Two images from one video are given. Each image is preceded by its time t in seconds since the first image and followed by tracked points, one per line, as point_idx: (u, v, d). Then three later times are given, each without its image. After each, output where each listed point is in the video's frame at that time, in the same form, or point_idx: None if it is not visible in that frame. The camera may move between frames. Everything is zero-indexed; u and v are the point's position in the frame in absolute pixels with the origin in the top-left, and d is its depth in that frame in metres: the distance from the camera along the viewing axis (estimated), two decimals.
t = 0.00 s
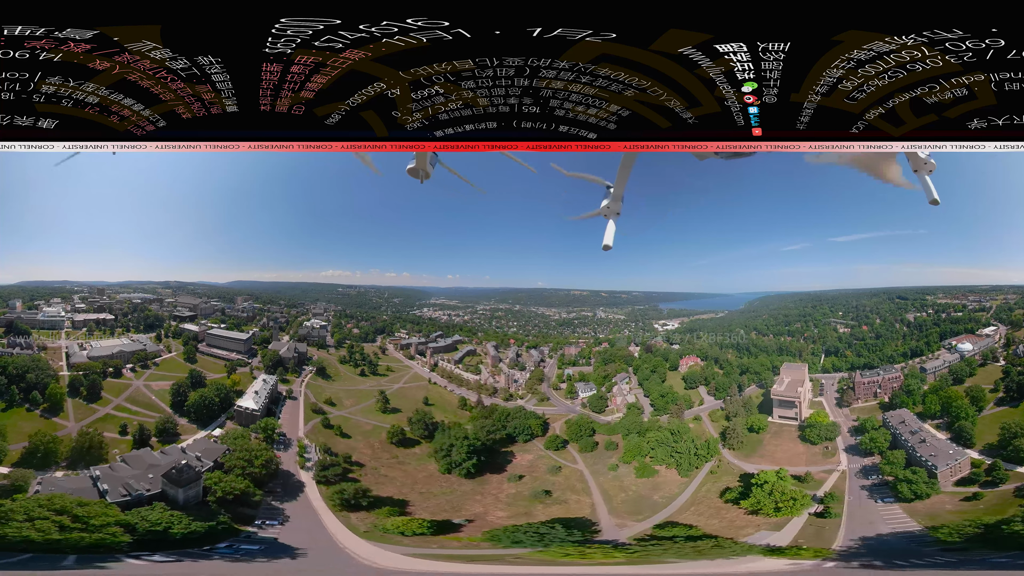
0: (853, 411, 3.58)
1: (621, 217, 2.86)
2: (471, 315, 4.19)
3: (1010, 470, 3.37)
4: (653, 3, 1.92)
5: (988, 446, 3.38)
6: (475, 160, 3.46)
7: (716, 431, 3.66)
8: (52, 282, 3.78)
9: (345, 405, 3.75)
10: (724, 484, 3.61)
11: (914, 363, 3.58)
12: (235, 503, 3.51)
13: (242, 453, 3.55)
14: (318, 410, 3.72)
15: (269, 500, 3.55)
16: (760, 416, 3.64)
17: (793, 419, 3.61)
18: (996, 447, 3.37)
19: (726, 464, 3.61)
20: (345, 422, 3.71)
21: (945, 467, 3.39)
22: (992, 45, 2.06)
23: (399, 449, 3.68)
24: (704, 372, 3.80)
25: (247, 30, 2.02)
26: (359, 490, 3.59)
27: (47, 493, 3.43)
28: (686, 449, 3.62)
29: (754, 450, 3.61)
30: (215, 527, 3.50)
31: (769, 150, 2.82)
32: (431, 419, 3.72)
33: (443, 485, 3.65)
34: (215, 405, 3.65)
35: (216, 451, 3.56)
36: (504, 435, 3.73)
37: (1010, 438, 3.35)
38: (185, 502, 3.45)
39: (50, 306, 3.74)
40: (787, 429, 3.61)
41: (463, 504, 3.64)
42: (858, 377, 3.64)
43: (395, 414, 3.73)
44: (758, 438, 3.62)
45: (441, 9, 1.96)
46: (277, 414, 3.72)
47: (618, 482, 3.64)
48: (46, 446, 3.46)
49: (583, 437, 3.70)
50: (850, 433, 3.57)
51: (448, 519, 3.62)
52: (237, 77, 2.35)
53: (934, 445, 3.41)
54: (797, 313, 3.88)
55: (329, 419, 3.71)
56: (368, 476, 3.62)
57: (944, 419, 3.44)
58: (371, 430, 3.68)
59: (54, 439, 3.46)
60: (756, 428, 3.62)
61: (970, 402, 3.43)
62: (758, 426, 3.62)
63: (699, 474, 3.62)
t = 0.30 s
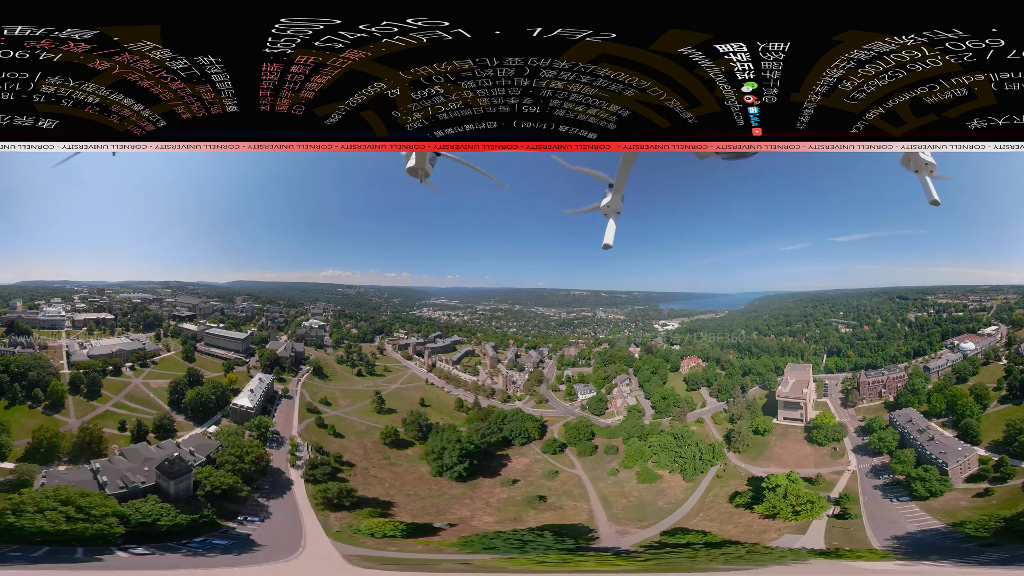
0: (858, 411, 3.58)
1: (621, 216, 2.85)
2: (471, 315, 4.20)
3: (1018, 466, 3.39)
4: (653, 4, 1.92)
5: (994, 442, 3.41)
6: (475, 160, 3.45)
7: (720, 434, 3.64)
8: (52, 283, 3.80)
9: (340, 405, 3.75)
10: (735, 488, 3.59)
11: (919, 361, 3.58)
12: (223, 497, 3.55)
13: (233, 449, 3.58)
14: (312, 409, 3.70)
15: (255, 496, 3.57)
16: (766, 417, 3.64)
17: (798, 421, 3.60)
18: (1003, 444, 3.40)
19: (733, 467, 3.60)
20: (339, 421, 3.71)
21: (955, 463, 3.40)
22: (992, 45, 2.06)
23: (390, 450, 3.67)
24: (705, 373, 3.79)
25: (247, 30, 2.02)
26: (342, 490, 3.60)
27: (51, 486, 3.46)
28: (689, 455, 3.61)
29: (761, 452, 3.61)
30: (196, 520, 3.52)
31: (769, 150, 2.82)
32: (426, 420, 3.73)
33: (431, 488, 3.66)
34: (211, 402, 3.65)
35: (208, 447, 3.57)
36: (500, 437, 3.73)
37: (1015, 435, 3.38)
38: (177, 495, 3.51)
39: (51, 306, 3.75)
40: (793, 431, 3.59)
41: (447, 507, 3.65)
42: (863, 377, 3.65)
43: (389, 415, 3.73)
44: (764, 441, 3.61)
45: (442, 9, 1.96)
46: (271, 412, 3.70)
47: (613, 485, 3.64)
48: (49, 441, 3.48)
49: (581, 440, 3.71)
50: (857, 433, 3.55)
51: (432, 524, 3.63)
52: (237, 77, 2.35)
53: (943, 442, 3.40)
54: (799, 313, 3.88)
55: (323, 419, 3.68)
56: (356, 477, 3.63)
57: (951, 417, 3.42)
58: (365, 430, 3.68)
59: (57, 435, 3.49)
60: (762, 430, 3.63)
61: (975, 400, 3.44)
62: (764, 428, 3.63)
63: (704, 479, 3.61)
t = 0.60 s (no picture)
0: (863, 411, 3.58)
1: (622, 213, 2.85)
2: (471, 315, 4.21)
3: None
4: (653, 3, 1.92)
5: (999, 440, 3.37)
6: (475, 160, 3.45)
7: (725, 437, 3.64)
8: (52, 282, 3.80)
9: (335, 405, 3.73)
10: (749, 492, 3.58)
11: (921, 360, 3.60)
12: (211, 493, 3.51)
13: (223, 446, 3.56)
14: (307, 409, 3.70)
15: (243, 493, 3.54)
16: (770, 420, 3.64)
17: (804, 422, 3.60)
18: (1007, 441, 3.35)
19: (741, 471, 3.61)
20: (332, 421, 3.70)
21: (965, 460, 3.37)
22: (992, 45, 2.06)
23: (382, 451, 3.68)
24: (706, 374, 3.78)
25: (247, 30, 2.02)
26: (325, 489, 3.57)
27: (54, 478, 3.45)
28: (694, 455, 3.60)
29: (767, 455, 3.61)
30: (183, 513, 3.46)
31: (769, 150, 2.82)
32: (420, 422, 3.71)
33: (417, 490, 3.63)
34: (208, 400, 3.66)
35: (201, 442, 3.56)
36: (496, 440, 3.72)
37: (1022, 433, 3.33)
38: (168, 489, 3.48)
39: (51, 305, 3.75)
40: (799, 432, 3.61)
41: (432, 511, 3.62)
42: (868, 377, 3.65)
43: (384, 416, 3.72)
44: (770, 443, 3.62)
45: (442, 9, 1.96)
46: (267, 411, 3.73)
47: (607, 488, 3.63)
48: (52, 437, 3.48)
49: (580, 444, 3.72)
50: (864, 433, 3.55)
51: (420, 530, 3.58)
52: (237, 78, 2.35)
53: (952, 440, 3.38)
54: (800, 313, 3.89)
55: (317, 419, 3.68)
56: (346, 477, 3.62)
57: (956, 416, 3.41)
58: (358, 430, 3.67)
59: (59, 431, 3.49)
60: (767, 432, 3.63)
61: (979, 399, 3.44)
62: (769, 430, 3.62)
63: (710, 484, 3.61)
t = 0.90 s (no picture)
0: (868, 411, 3.56)
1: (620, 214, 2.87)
2: (470, 315, 4.23)
3: None
4: (653, 3, 1.92)
5: (1005, 437, 3.38)
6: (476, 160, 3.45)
7: (729, 440, 3.64)
8: (52, 282, 3.80)
9: (331, 405, 3.74)
10: (764, 498, 3.54)
11: (925, 360, 3.59)
12: (201, 488, 3.51)
13: (215, 441, 3.55)
14: (302, 408, 3.70)
15: (232, 488, 3.54)
16: (776, 422, 3.64)
17: (811, 423, 3.59)
18: (1013, 437, 3.37)
19: (749, 475, 3.58)
20: (327, 420, 3.70)
21: (973, 457, 3.37)
22: (992, 45, 2.06)
23: (375, 452, 3.66)
24: (708, 375, 3.79)
25: (247, 30, 2.03)
26: (310, 488, 3.55)
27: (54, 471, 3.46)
28: (699, 463, 3.60)
29: (774, 458, 3.58)
30: (172, 506, 3.48)
31: (769, 149, 2.82)
32: (415, 423, 3.70)
33: (405, 492, 3.62)
34: (204, 398, 3.65)
35: (196, 437, 3.56)
36: (491, 443, 3.71)
37: None
38: (163, 482, 3.48)
39: (51, 305, 3.75)
40: (805, 434, 3.57)
41: (417, 513, 3.61)
42: (873, 377, 3.62)
43: (379, 416, 3.71)
44: (777, 445, 3.59)
45: (442, 9, 1.96)
46: (262, 409, 3.70)
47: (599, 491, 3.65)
48: (54, 432, 3.49)
49: (580, 448, 3.71)
50: (872, 433, 3.51)
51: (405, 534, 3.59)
52: (237, 77, 2.35)
53: (958, 437, 3.42)
54: (801, 313, 3.90)
55: (311, 418, 3.68)
56: (335, 476, 3.61)
57: (960, 413, 3.42)
58: (352, 430, 3.67)
59: (61, 427, 3.50)
60: (773, 435, 3.61)
61: (983, 397, 3.43)
62: (775, 433, 3.61)
63: (718, 488, 3.60)
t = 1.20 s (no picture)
0: (874, 410, 3.57)
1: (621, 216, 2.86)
2: (471, 316, 4.24)
3: None
4: (653, 3, 1.93)
5: (1010, 433, 3.39)
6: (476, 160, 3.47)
7: (734, 443, 3.65)
8: (52, 282, 3.81)
9: (326, 404, 3.75)
10: (780, 502, 3.54)
11: (929, 359, 3.60)
12: (193, 483, 3.53)
13: (207, 437, 3.58)
14: (298, 407, 3.71)
15: (223, 484, 3.56)
16: (782, 424, 3.64)
17: (816, 425, 3.60)
18: (1018, 434, 3.37)
19: (760, 479, 3.58)
20: (321, 420, 3.72)
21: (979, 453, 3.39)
22: (991, 45, 2.06)
23: (367, 453, 3.69)
24: (710, 377, 3.79)
25: (247, 30, 2.03)
26: (295, 486, 3.56)
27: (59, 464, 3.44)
28: (705, 467, 3.62)
29: (782, 460, 3.59)
30: (163, 499, 3.47)
31: (769, 150, 2.82)
32: (409, 424, 3.73)
33: (392, 494, 3.63)
34: (201, 395, 3.66)
35: (190, 433, 3.58)
36: (485, 446, 3.70)
37: None
38: (157, 475, 3.48)
39: (51, 305, 3.75)
40: (811, 436, 3.59)
41: (398, 515, 3.61)
42: (878, 377, 3.62)
43: (375, 416, 3.74)
44: (784, 448, 3.60)
45: (442, 9, 1.96)
46: (257, 408, 3.71)
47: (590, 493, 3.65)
48: (56, 428, 3.48)
49: (580, 452, 3.71)
50: (878, 433, 3.55)
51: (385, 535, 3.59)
52: (237, 78, 2.35)
53: (966, 434, 3.42)
54: (801, 314, 3.89)
55: (306, 417, 3.70)
56: (324, 476, 3.64)
57: (966, 412, 3.44)
58: (346, 430, 3.69)
59: (62, 422, 3.50)
60: (779, 437, 3.62)
61: (987, 394, 3.45)
62: (782, 435, 3.61)
63: (727, 494, 3.60)
